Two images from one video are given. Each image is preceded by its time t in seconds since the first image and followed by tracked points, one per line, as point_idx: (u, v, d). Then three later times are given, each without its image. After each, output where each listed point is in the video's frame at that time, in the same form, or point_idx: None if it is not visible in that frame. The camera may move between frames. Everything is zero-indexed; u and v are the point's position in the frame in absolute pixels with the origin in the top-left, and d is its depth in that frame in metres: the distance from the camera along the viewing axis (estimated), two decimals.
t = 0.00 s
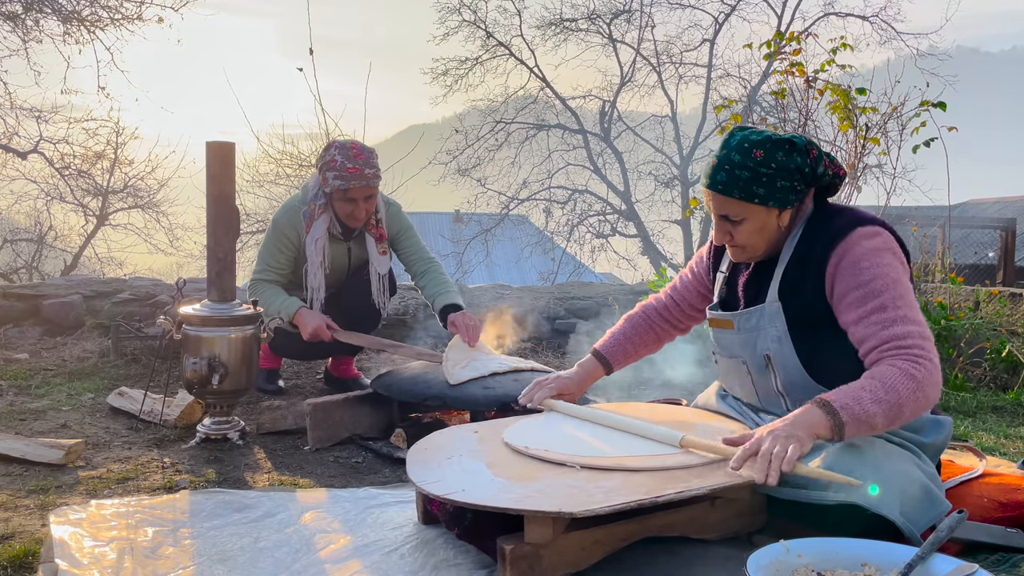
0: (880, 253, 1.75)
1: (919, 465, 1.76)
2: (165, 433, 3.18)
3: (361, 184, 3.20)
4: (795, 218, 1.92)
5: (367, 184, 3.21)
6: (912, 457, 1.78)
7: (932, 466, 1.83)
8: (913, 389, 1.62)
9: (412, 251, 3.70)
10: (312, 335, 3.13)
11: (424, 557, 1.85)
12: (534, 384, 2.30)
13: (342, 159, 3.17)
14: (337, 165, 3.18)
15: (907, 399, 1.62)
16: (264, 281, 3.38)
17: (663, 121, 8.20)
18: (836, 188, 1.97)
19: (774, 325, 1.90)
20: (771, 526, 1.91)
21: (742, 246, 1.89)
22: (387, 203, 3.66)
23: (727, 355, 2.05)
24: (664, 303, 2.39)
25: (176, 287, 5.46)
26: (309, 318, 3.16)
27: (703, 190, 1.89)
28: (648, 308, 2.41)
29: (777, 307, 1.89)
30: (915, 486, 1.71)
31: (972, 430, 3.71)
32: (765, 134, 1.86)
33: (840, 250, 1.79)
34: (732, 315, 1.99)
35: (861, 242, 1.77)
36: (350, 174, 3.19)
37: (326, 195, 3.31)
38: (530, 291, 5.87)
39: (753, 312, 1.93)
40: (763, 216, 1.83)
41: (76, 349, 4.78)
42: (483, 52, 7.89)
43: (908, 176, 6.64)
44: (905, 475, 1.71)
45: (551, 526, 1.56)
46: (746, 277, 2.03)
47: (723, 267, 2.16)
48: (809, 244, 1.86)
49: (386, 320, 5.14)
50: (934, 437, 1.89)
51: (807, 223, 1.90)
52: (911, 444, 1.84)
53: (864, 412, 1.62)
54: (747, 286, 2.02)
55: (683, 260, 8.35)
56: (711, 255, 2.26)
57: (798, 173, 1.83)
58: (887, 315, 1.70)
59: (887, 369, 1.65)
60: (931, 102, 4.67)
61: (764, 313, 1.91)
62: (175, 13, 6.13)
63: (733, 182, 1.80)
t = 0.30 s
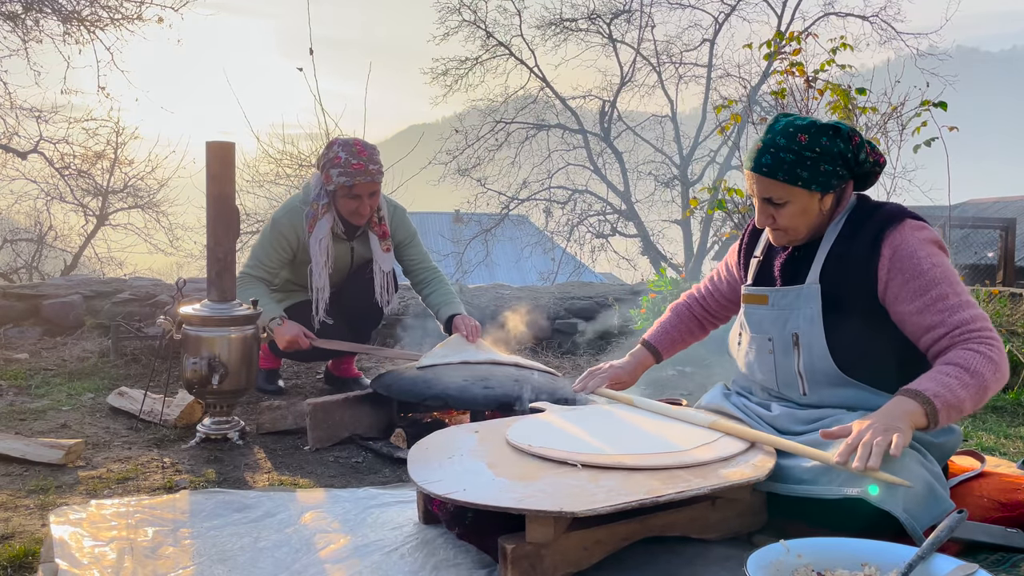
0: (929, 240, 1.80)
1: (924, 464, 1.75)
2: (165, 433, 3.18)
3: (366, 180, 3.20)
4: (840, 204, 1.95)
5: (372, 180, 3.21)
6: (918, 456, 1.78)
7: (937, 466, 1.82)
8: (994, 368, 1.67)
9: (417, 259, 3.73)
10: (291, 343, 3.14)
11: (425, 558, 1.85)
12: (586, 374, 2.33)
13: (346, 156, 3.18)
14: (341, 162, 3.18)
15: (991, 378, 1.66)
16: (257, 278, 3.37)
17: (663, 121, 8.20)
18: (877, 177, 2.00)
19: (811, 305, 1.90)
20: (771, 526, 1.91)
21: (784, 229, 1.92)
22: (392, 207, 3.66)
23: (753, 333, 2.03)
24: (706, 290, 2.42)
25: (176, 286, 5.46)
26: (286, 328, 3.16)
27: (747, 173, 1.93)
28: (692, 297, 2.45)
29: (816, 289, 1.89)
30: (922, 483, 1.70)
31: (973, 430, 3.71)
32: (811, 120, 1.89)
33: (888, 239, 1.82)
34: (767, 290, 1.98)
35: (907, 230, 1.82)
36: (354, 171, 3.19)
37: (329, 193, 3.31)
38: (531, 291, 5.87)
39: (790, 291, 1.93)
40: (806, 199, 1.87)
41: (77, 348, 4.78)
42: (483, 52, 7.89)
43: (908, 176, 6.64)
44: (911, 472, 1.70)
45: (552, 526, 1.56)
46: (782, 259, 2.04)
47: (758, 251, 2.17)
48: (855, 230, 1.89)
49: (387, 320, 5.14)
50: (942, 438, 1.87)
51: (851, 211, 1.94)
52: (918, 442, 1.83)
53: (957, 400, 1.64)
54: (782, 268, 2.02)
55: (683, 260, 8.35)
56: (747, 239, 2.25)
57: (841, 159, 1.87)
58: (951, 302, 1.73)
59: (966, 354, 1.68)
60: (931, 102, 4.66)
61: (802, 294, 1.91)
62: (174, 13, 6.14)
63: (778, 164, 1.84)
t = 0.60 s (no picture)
0: (945, 238, 1.81)
1: (926, 464, 1.75)
2: (165, 433, 3.18)
3: (370, 176, 3.21)
4: (860, 197, 1.96)
5: (376, 176, 3.22)
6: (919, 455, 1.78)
7: (939, 466, 1.82)
8: (1008, 365, 1.66)
9: (415, 260, 3.77)
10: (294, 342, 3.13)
11: (424, 558, 1.85)
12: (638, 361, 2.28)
13: (349, 153, 3.19)
14: (344, 159, 3.19)
15: (1005, 376, 1.65)
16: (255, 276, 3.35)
17: (663, 121, 8.21)
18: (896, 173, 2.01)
19: (828, 294, 1.90)
20: (771, 526, 1.91)
21: (808, 220, 1.93)
22: (392, 207, 3.67)
23: (768, 319, 2.03)
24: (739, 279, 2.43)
25: (176, 286, 5.46)
26: (287, 327, 3.16)
27: (769, 165, 1.93)
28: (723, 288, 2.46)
29: (835, 280, 1.90)
30: (922, 483, 1.70)
31: (973, 430, 3.71)
32: (832, 113, 1.90)
33: (905, 233, 1.83)
34: (787, 277, 1.99)
35: (926, 225, 1.83)
36: (359, 167, 3.20)
37: (331, 191, 3.31)
38: (531, 291, 5.87)
39: (810, 280, 1.93)
40: (830, 189, 1.87)
41: (77, 348, 4.78)
42: (483, 52, 7.89)
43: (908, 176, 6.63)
44: (911, 471, 1.69)
45: (551, 526, 1.56)
46: (800, 250, 2.04)
47: (776, 244, 2.18)
48: (875, 227, 1.89)
49: (386, 320, 5.13)
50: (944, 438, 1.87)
51: (871, 206, 1.95)
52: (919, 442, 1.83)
53: (974, 397, 1.62)
54: (801, 258, 2.03)
55: (682, 260, 8.34)
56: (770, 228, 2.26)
57: (863, 151, 1.87)
58: (966, 297, 1.74)
59: (981, 349, 1.67)
60: (931, 102, 4.66)
61: (821, 284, 1.92)
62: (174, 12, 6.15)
63: (802, 155, 1.85)
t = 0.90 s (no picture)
0: (930, 242, 1.80)
1: (926, 462, 1.76)
2: (165, 433, 3.18)
3: (370, 175, 3.21)
4: (861, 193, 1.96)
5: (378, 175, 3.23)
6: (919, 453, 1.78)
7: (939, 465, 1.82)
8: (902, 373, 1.71)
9: (408, 253, 3.77)
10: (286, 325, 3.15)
11: (425, 558, 1.85)
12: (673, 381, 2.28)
13: (350, 152, 3.19)
14: (345, 158, 3.19)
15: (894, 383, 1.71)
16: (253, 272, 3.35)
17: (663, 121, 8.21)
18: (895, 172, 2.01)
19: (826, 289, 1.90)
20: (771, 526, 1.91)
21: (808, 216, 1.92)
22: (389, 208, 3.71)
23: (769, 314, 2.05)
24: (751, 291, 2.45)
25: (176, 286, 5.46)
26: (277, 307, 3.19)
27: (770, 162, 1.93)
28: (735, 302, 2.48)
29: (832, 273, 1.90)
30: (922, 480, 1.71)
31: (973, 430, 3.71)
32: (830, 111, 1.91)
33: (893, 231, 1.84)
34: (785, 272, 2.00)
35: (918, 227, 1.82)
36: (360, 165, 3.20)
37: (331, 189, 3.31)
38: (531, 291, 5.87)
39: (807, 275, 1.94)
40: (831, 184, 1.87)
41: (77, 348, 4.78)
42: (483, 52, 7.90)
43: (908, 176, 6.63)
44: (912, 468, 1.71)
45: (552, 526, 1.56)
46: (799, 248, 2.05)
47: (777, 244, 2.18)
48: (871, 218, 1.90)
49: (386, 320, 5.13)
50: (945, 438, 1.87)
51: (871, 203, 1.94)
52: (919, 441, 1.84)
53: (853, 394, 1.71)
54: (800, 255, 2.03)
55: (682, 260, 8.34)
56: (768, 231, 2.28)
57: (861, 147, 1.88)
58: (909, 298, 1.77)
59: (892, 348, 1.73)
60: (931, 102, 4.67)
61: (817, 278, 1.92)
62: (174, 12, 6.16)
63: (802, 151, 1.85)
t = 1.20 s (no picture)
0: (909, 234, 1.78)
1: (925, 461, 1.76)
2: (165, 433, 3.18)
3: (364, 171, 3.22)
4: (848, 191, 1.96)
5: (372, 171, 3.23)
6: (918, 452, 1.78)
7: (938, 464, 1.82)
8: (858, 357, 1.70)
9: (406, 249, 3.78)
10: (284, 329, 3.15)
11: (424, 558, 1.85)
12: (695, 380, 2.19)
13: (345, 148, 3.19)
14: (340, 155, 3.19)
15: (853, 370, 1.70)
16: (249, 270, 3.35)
17: (663, 121, 8.21)
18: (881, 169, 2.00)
19: (817, 286, 1.91)
20: (771, 526, 1.91)
21: (796, 217, 1.92)
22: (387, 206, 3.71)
23: (764, 315, 2.06)
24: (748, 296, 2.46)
25: (176, 286, 5.46)
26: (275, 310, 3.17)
27: (755, 167, 1.93)
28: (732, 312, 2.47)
29: (822, 270, 1.91)
30: (921, 479, 1.71)
31: (972, 430, 3.71)
32: (809, 113, 1.91)
33: (876, 223, 1.84)
34: (777, 272, 2.01)
35: (898, 220, 1.81)
36: (354, 162, 3.21)
37: (325, 188, 3.31)
38: (531, 291, 5.87)
39: (798, 273, 1.96)
40: (816, 185, 1.87)
41: (77, 348, 4.78)
42: (483, 52, 7.90)
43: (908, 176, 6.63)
44: (910, 467, 1.70)
45: (552, 526, 1.56)
46: (791, 249, 2.05)
47: (771, 246, 2.19)
48: (857, 212, 1.90)
49: (386, 321, 5.12)
50: (943, 436, 1.87)
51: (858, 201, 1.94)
52: (918, 440, 1.83)
53: (812, 381, 1.71)
54: (793, 254, 2.04)
55: (682, 260, 8.34)
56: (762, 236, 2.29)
57: (844, 147, 1.87)
58: (875, 284, 1.76)
59: (853, 333, 1.73)
60: (931, 102, 4.66)
61: (809, 276, 1.94)
62: (174, 12, 6.16)
63: (784, 154, 1.84)
